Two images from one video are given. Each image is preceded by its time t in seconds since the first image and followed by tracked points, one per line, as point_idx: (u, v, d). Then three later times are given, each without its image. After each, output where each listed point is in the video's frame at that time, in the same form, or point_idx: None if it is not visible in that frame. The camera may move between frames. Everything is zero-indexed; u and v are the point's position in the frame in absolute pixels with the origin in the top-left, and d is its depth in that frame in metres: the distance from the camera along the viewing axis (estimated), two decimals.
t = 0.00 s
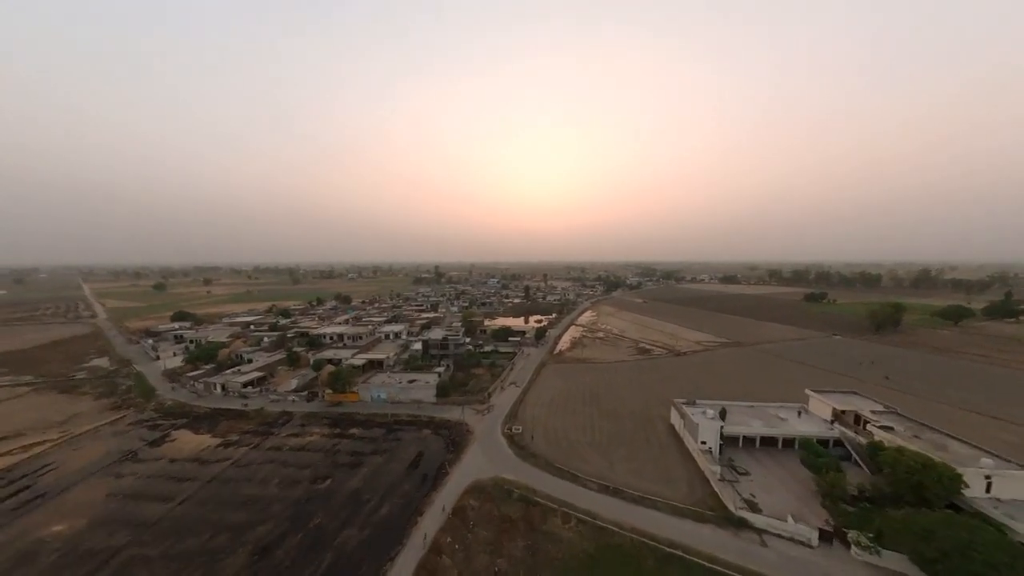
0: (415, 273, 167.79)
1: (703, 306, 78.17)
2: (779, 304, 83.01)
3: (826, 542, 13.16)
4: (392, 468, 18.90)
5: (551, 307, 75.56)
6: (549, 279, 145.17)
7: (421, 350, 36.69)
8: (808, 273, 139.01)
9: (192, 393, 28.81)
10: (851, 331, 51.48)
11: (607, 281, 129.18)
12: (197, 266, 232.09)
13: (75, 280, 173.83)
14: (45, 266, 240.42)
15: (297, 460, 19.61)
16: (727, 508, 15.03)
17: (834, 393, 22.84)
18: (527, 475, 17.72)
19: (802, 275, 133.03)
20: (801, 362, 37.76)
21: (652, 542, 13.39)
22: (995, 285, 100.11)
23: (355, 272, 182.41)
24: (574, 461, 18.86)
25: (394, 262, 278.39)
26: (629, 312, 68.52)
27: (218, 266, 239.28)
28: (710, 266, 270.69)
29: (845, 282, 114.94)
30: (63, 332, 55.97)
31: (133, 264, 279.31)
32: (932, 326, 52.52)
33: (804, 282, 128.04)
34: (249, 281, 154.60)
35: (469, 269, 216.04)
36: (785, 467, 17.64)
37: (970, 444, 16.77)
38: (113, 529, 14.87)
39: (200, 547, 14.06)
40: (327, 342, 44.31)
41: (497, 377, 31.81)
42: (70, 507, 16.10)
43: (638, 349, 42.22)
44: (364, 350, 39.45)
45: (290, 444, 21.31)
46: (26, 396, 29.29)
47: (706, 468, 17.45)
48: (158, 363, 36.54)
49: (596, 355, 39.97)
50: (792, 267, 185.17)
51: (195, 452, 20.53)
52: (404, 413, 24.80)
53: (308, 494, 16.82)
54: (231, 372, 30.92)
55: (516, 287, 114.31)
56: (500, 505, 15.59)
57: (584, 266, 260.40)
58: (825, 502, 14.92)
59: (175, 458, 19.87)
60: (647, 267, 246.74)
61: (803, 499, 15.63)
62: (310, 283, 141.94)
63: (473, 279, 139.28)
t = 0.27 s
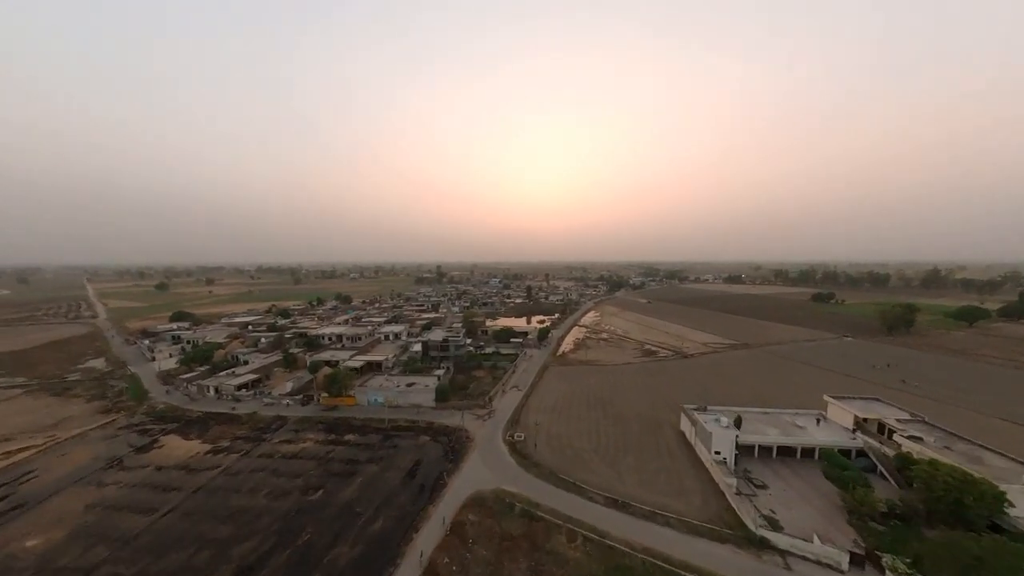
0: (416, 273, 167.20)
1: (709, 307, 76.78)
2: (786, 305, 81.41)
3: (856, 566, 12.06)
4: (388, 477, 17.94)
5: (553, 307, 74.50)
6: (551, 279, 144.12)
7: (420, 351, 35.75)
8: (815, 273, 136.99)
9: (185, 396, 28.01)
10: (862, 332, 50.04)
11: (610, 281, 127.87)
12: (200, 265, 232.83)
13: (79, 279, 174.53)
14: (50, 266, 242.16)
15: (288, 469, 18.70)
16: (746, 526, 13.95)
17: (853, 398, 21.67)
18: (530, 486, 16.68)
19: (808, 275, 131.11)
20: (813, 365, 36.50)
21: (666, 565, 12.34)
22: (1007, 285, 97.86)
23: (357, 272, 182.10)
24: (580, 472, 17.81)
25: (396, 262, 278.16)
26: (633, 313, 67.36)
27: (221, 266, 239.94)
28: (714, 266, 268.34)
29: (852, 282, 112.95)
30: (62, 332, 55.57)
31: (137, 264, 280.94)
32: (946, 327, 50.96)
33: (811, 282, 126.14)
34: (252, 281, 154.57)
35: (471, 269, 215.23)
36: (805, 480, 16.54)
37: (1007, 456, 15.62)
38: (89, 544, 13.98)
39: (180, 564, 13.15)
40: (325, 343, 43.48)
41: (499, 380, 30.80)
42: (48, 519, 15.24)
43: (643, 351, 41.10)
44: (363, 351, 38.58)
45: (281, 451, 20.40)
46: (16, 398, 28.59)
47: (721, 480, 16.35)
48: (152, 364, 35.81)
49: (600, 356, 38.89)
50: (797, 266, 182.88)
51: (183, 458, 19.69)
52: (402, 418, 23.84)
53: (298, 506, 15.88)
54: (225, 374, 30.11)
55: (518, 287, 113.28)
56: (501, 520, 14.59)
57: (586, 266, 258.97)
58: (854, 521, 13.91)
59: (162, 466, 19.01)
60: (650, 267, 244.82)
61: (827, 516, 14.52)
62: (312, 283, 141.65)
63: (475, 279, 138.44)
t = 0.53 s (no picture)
0: (418, 273, 166.35)
1: (715, 307, 75.29)
2: (793, 305, 79.82)
3: None
4: (382, 489, 16.92)
5: (556, 307, 73.30)
6: (554, 279, 143.00)
7: (420, 353, 34.72)
8: (822, 273, 134.85)
9: (177, 399, 27.13)
10: (875, 334, 48.59)
11: (613, 281, 126.54)
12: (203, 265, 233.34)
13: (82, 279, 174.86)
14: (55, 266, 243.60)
15: (278, 479, 17.72)
16: (769, 547, 12.82)
17: (876, 405, 20.47)
18: (534, 501, 15.60)
19: (815, 275, 129.16)
20: (826, 368, 35.19)
21: None
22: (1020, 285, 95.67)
23: (358, 272, 181.63)
24: (587, 484, 16.73)
25: (397, 262, 277.81)
26: (638, 313, 66.12)
27: (223, 265, 240.07)
28: (718, 265, 265.90)
29: (860, 282, 111.01)
30: (59, 333, 54.99)
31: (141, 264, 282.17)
32: (962, 328, 49.41)
33: (817, 282, 124.19)
34: (253, 281, 154.19)
35: (473, 268, 214.34)
36: (829, 495, 15.38)
37: None
38: (61, 563, 13.03)
39: None
40: (323, 344, 42.57)
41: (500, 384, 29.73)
42: (20, 534, 14.31)
43: (649, 353, 39.87)
44: (361, 353, 37.61)
45: (272, 459, 19.43)
46: (4, 402, 27.78)
47: (739, 495, 15.21)
48: (146, 366, 35.00)
49: (605, 358, 37.72)
50: (803, 266, 180.55)
51: (170, 466, 18.77)
52: (399, 424, 22.81)
53: (286, 521, 14.88)
54: (219, 377, 29.22)
55: (520, 287, 112.11)
56: (503, 539, 13.53)
57: (589, 266, 257.47)
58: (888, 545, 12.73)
59: (146, 475, 18.07)
60: (654, 266, 242.90)
61: (857, 537, 13.37)
62: (313, 282, 141.00)
63: (476, 279, 137.52)
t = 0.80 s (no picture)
0: (419, 273, 165.56)
1: (720, 309, 73.94)
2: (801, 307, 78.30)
3: None
4: (376, 503, 15.87)
5: (559, 308, 72.16)
6: (556, 280, 141.91)
7: (419, 356, 33.67)
8: (828, 274, 133.16)
9: (167, 403, 26.23)
10: (887, 337, 47.20)
11: (616, 282, 125.29)
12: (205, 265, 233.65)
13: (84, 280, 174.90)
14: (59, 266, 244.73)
15: (267, 491, 16.72)
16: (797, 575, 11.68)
17: (901, 414, 19.27)
18: (538, 518, 14.50)
19: (821, 277, 127.53)
20: (840, 372, 33.94)
21: None
22: None
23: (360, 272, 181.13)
24: (594, 499, 15.63)
25: (399, 262, 277.46)
26: (642, 315, 64.85)
27: (225, 265, 240.17)
28: (721, 266, 263.72)
29: (867, 283, 109.28)
30: (56, 333, 54.30)
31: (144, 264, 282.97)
32: (978, 331, 47.93)
33: (824, 284, 122.45)
34: (255, 281, 153.70)
35: (474, 269, 213.43)
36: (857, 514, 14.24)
37: None
38: None
39: None
40: (321, 346, 41.62)
41: (502, 388, 28.65)
42: None
43: (655, 355, 38.70)
44: (359, 355, 36.63)
45: (262, 469, 18.44)
46: None
47: (760, 513, 14.06)
48: (139, 368, 34.13)
49: (610, 361, 36.58)
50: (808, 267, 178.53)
51: (154, 476, 17.84)
52: (395, 431, 21.77)
53: (272, 540, 13.84)
54: (212, 380, 28.30)
55: (522, 287, 110.97)
56: (505, 562, 12.45)
57: (591, 267, 256.13)
58: None
59: (128, 486, 17.12)
60: (656, 267, 241.18)
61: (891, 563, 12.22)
62: (314, 283, 140.34)
63: (478, 279, 136.57)
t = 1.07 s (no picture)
0: (421, 273, 164.67)
1: (726, 310, 72.54)
2: (808, 309, 76.81)
3: None
4: (368, 520, 14.75)
5: (561, 309, 70.92)
6: (557, 280, 140.84)
7: (418, 358, 32.58)
8: (834, 275, 131.43)
9: (155, 407, 25.19)
10: (900, 340, 45.80)
11: (619, 283, 124.00)
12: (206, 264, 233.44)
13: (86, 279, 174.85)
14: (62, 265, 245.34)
15: (252, 506, 15.62)
16: None
17: (930, 425, 17.99)
18: (542, 538, 13.35)
19: (827, 278, 125.89)
20: (855, 377, 32.63)
21: None
22: None
23: (361, 272, 180.44)
24: (604, 517, 14.44)
25: (400, 262, 277.01)
26: (646, 316, 63.56)
27: (227, 265, 240.10)
28: (724, 267, 261.78)
29: (875, 284, 107.58)
30: (50, 333, 53.42)
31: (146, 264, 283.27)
32: (995, 334, 46.46)
33: (830, 285, 120.70)
34: (256, 281, 153.13)
35: (476, 269, 212.42)
36: (893, 539, 12.99)
37: None
38: None
39: None
40: (318, 347, 40.60)
41: (503, 393, 27.50)
42: None
43: (662, 359, 37.47)
44: (357, 357, 35.57)
45: (249, 480, 17.38)
46: None
47: (787, 536, 12.83)
48: (130, 370, 33.14)
49: (615, 365, 35.35)
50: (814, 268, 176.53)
51: (135, 487, 16.82)
52: (391, 439, 20.66)
53: (254, 561, 12.74)
54: (203, 383, 27.31)
55: (524, 288, 109.76)
56: None
57: (593, 267, 254.64)
58: None
59: (105, 498, 16.07)
60: (659, 268, 239.51)
61: None
62: (315, 282, 139.65)
63: (479, 279, 135.82)
